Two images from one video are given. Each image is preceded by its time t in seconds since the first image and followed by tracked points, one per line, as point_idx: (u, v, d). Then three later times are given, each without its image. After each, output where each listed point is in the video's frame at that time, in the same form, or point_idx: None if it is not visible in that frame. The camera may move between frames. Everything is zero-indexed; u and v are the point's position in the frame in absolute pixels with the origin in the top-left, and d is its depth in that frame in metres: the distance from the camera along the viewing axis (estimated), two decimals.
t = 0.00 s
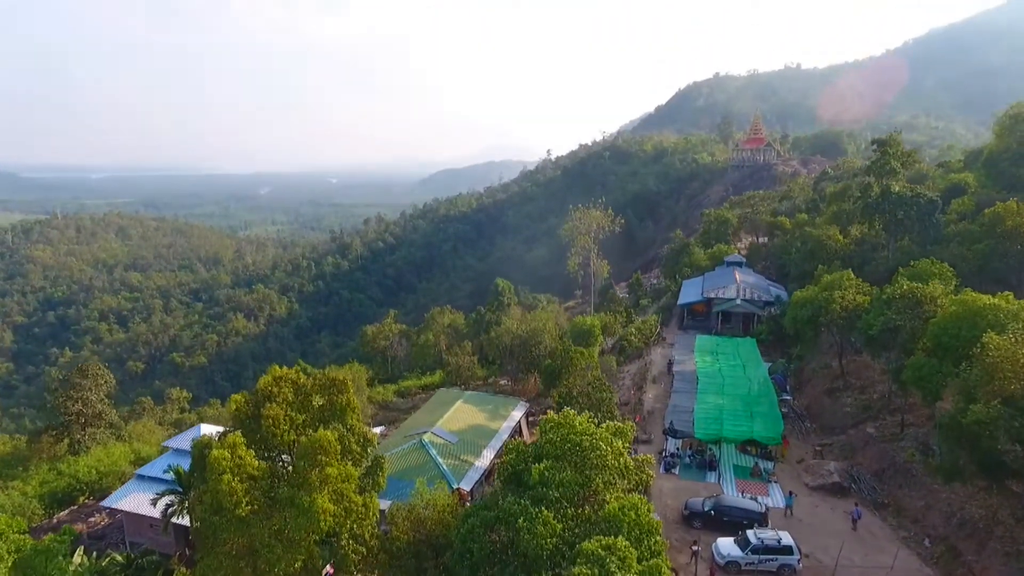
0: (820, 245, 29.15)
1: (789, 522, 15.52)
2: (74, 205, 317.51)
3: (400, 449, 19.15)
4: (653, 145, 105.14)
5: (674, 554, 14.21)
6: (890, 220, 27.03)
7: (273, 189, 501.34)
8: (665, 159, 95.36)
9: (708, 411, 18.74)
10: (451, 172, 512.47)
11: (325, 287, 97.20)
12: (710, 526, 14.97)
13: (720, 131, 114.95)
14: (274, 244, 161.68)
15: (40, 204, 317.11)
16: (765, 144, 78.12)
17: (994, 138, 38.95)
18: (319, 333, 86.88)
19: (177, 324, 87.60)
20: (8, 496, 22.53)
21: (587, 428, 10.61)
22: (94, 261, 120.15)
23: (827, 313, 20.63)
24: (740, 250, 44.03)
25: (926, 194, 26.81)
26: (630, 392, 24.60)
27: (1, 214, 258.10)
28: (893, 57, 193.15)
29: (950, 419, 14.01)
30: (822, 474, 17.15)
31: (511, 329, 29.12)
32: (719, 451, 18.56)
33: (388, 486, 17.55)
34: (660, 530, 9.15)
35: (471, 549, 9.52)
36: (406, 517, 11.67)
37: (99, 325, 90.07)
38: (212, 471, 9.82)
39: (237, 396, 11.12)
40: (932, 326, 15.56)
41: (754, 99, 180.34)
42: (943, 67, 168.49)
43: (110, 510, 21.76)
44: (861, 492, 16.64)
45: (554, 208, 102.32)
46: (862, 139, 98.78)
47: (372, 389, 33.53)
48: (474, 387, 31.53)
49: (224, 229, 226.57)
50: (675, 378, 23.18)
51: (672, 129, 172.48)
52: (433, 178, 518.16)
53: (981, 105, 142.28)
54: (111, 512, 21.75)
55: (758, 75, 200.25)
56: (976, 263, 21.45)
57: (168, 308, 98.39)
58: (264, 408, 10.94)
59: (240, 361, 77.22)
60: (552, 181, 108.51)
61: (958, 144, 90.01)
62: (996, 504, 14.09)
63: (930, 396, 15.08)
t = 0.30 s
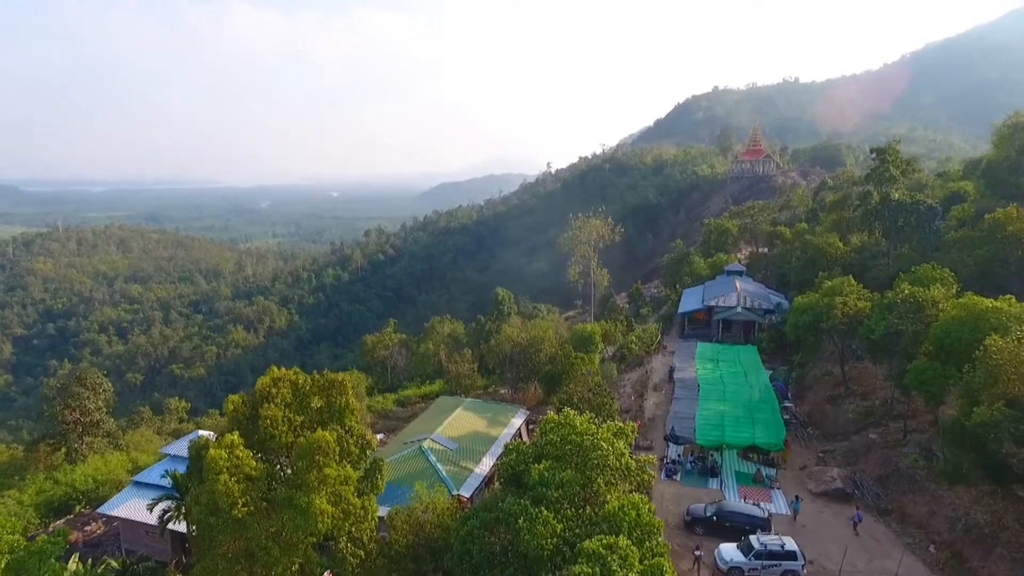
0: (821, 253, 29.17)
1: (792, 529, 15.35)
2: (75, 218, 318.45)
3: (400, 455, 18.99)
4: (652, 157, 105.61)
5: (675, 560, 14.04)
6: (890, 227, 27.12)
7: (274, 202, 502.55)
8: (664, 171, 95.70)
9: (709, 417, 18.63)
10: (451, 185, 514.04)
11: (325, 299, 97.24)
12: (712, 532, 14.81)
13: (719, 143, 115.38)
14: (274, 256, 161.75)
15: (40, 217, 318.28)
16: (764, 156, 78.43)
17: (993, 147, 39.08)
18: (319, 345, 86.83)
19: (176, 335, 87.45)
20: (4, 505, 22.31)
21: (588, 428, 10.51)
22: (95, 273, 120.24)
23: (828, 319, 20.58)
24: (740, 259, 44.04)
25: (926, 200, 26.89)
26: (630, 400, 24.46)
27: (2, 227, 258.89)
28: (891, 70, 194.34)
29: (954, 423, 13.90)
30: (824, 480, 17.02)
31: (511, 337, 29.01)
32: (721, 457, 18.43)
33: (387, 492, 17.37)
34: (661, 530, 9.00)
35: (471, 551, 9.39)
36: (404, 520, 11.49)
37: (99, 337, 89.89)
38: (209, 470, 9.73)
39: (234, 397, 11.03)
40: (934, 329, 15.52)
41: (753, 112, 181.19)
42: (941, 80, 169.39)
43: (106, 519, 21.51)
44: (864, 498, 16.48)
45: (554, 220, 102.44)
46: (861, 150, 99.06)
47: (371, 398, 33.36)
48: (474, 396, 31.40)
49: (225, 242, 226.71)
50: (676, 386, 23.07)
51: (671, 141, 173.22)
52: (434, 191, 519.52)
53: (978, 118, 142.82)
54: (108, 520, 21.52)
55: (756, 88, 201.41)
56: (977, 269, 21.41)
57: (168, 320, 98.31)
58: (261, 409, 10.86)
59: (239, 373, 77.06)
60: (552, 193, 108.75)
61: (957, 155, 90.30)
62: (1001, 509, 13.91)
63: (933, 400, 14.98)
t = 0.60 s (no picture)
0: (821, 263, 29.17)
1: (796, 537, 15.17)
2: (76, 233, 319.07)
3: (399, 463, 18.80)
4: (652, 171, 106.03)
5: (678, 569, 13.85)
6: (890, 236, 27.17)
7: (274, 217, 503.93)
8: (664, 184, 95.98)
9: (710, 425, 18.49)
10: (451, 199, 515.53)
11: (325, 313, 97.13)
12: (715, 540, 14.64)
13: (718, 158, 115.89)
14: (274, 270, 161.80)
15: (42, 232, 319.24)
16: (763, 169, 78.78)
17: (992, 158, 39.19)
18: (319, 359, 86.57)
19: (176, 349, 87.22)
20: None
21: (588, 430, 10.45)
22: (95, 287, 120.18)
23: (829, 326, 20.52)
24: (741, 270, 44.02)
25: (925, 210, 26.97)
26: (631, 409, 24.29)
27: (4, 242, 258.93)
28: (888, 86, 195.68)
29: (957, 428, 13.79)
30: (827, 489, 16.86)
31: (511, 347, 28.88)
32: (723, 466, 18.26)
33: (386, 499, 17.18)
34: (661, 533, 8.91)
35: (470, 555, 9.28)
36: (403, 526, 11.36)
37: (98, 351, 89.63)
38: (205, 474, 9.62)
39: (232, 400, 10.92)
40: (936, 335, 15.47)
41: (751, 127, 182.17)
42: (939, 96, 170.45)
43: (102, 530, 21.24)
44: (867, 506, 16.30)
45: (554, 234, 102.55)
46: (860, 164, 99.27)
47: (370, 409, 33.14)
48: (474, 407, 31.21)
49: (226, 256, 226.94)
50: (677, 395, 22.91)
51: (670, 156, 174.03)
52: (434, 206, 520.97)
53: (976, 133, 143.51)
54: (104, 531, 21.25)
55: (755, 104, 202.70)
56: (977, 277, 21.39)
57: (168, 333, 98.11)
58: (259, 412, 10.77)
59: (239, 387, 76.74)
60: (552, 207, 108.98)
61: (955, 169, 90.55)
62: (1006, 516, 13.75)
63: (936, 406, 14.91)
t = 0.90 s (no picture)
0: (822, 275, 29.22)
1: (800, 548, 14.97)
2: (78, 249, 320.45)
3: (399, 474, 18.60)
4: (651, 186, 106.54)
5: None
6: (890, 248, 27.27)
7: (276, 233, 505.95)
8: (664, 199, 96.36)
9: (713, 436, 18.33)
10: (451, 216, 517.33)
11: (326, 328, 97.12)
12: (718, 550, 14.46)
13: (718, 173, 116.37)
14: (275, 285, 161.89)
15: (43, 248, 320.05)
16: (763, 184, 79.13)
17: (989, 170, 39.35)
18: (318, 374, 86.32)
19: (176, 364, 87.07)
20: None
21: (589, 435, 10.33)
22: (96, 303, 120.23)
23: (831, 336, 20.44)
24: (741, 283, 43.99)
25: (926, 221, 27.05)
26: (632, 420, 24.14)
27: (6, 257, 259.34)
28: (886, 103, 196.85)
29: (962, 436, 13.66)
30: (831, 500, 16.69)
31: (512, 359, 28.76)
32: (725, 476, 18.08)
33: (386, 509, 17.00)
34: (664, 539, 8.79)
35: (470, 562, 9.16)
36: (402, 534, 11.21)
37: (98, 366, 89.43)
38: (202, 479, 9.49)
39: (230, 405, 10.79)
40: (938, 343, 15.40)
41: (751, 143, 183.07)
42: (936, 112, 171.67)
43: (98, 543, 21.00)
44: (872, 517, 16.10)
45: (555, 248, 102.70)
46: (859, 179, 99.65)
47: (370, 422, 32.96)
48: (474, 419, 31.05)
49: (227, 272, 227.27)
50: (678, 406, 22.79)
51: (670, 172, 174.75)
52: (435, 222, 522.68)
53: (974, 149, 144.28)
54: (100, 544, 21.02)
55: (754, 120, 203.87)
56: (979, 287, 21.35)
57: (168, 348, 98.00)
58: (257, 417, 10.66)
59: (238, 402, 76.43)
60: (552, 221, 109.28)
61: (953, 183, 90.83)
62: (1013, 526, 13.58)
63: (939, 414, 14.81)
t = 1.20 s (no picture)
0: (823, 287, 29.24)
1: (803, 559, 14.77)
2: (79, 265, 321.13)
3: (398, 487, 18.39)
4: (652, 202, 106.88)
5: None
6: (890, 260, 27.29)
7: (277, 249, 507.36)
8: (665, 215, 96.62)
9: (715, 447, 18.19)
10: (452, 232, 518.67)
11: (326, 344, 97.04)
12: (720, 562, 14.29)
13: (718, 188, 116.78)
14: (276, 301, 161.88)
15: (45, 264, 320.83)
16: (763, 200, 79.36)
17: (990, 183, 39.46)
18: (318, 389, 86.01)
19: (175, 380, 86.80)
20: None
21: (589, 441, 10.26)
22: (97, 319, 120.17)
23: (833, 346, 20.40)
24: (742, 297, 43.98)
25: (926, 233, 27.09)
26: (633, 432, 23.99)
27: (7, 274, 259.55)
28: (884, 120, 198.05)
29: (966, 445, 13.54)
30: (834, 512, 16.51)
31: (512, 371, 28.54)
32: (728, 488, 17.91)
33: (384, 519, 16.73)
34: (665, 545, 8.68)
35: (469, 570, 9.02)
36: (400, 543, 11.06)
37: (97, 382, 89.17)
38: (198, 485, 9.41)
39: (228, 411, 10.75)
40: (940, 352, 15.34)
41: (750, 160, 183.93)
42: (935, 129, 172.63)
43: (94, 558, 20.78)
44: (876, 528, 15.89)
45: (556, 263, 102.80)
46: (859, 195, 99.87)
47: (369, 436, 32.79)
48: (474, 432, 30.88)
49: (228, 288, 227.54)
50: (680, 418, 22.64)
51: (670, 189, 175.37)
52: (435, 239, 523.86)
53: (972, 165, 144.94)
54: (95, 559, 20.80)
55: (753, 137, 205.06)
56: (980, 297, 21.30)
57: (168, 364, 97.77)
58: (253, 424, 10.59)
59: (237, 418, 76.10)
60: (553, 237, 109.55)
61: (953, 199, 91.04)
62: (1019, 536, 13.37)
63: (943, 423, 14.68)
